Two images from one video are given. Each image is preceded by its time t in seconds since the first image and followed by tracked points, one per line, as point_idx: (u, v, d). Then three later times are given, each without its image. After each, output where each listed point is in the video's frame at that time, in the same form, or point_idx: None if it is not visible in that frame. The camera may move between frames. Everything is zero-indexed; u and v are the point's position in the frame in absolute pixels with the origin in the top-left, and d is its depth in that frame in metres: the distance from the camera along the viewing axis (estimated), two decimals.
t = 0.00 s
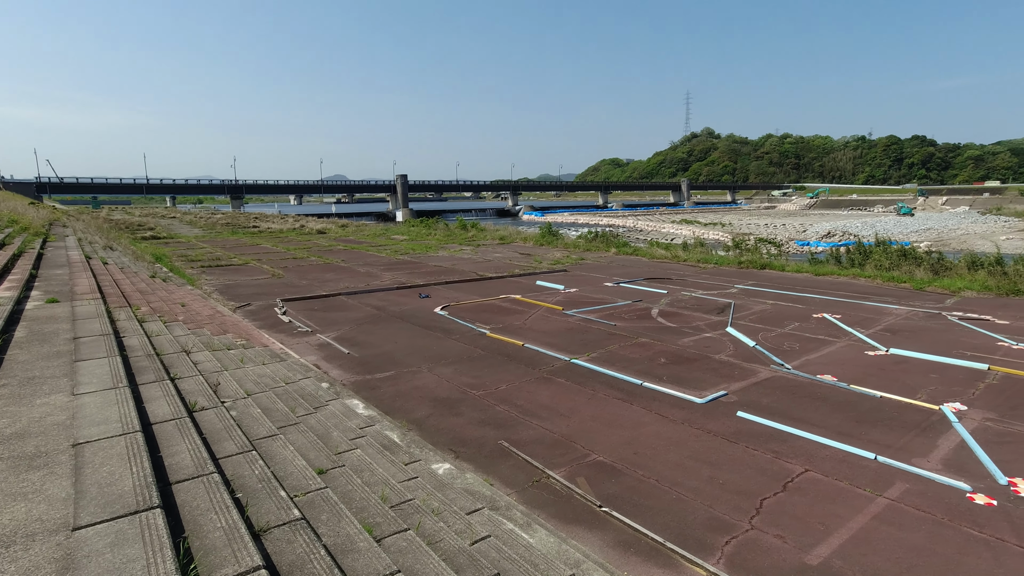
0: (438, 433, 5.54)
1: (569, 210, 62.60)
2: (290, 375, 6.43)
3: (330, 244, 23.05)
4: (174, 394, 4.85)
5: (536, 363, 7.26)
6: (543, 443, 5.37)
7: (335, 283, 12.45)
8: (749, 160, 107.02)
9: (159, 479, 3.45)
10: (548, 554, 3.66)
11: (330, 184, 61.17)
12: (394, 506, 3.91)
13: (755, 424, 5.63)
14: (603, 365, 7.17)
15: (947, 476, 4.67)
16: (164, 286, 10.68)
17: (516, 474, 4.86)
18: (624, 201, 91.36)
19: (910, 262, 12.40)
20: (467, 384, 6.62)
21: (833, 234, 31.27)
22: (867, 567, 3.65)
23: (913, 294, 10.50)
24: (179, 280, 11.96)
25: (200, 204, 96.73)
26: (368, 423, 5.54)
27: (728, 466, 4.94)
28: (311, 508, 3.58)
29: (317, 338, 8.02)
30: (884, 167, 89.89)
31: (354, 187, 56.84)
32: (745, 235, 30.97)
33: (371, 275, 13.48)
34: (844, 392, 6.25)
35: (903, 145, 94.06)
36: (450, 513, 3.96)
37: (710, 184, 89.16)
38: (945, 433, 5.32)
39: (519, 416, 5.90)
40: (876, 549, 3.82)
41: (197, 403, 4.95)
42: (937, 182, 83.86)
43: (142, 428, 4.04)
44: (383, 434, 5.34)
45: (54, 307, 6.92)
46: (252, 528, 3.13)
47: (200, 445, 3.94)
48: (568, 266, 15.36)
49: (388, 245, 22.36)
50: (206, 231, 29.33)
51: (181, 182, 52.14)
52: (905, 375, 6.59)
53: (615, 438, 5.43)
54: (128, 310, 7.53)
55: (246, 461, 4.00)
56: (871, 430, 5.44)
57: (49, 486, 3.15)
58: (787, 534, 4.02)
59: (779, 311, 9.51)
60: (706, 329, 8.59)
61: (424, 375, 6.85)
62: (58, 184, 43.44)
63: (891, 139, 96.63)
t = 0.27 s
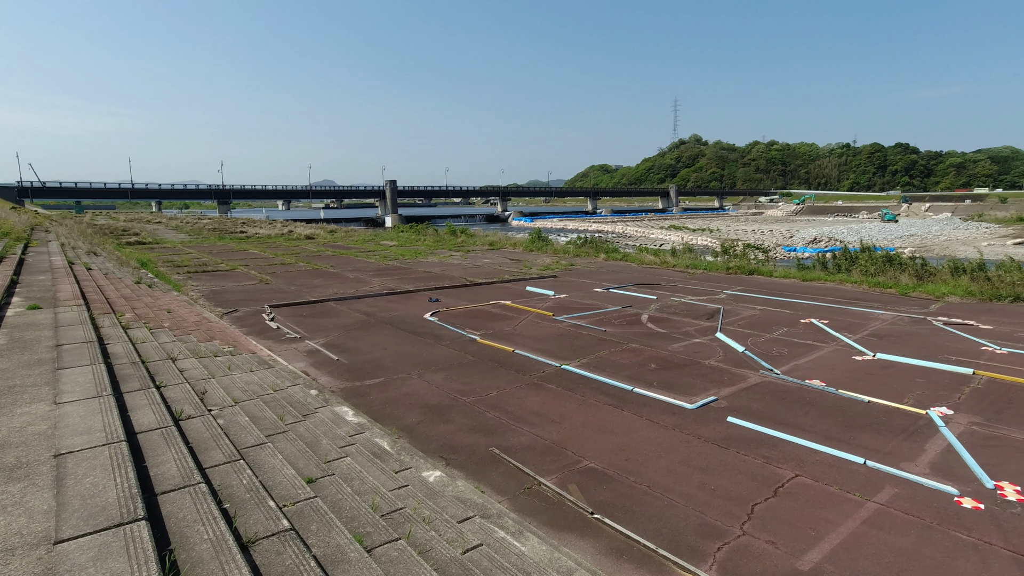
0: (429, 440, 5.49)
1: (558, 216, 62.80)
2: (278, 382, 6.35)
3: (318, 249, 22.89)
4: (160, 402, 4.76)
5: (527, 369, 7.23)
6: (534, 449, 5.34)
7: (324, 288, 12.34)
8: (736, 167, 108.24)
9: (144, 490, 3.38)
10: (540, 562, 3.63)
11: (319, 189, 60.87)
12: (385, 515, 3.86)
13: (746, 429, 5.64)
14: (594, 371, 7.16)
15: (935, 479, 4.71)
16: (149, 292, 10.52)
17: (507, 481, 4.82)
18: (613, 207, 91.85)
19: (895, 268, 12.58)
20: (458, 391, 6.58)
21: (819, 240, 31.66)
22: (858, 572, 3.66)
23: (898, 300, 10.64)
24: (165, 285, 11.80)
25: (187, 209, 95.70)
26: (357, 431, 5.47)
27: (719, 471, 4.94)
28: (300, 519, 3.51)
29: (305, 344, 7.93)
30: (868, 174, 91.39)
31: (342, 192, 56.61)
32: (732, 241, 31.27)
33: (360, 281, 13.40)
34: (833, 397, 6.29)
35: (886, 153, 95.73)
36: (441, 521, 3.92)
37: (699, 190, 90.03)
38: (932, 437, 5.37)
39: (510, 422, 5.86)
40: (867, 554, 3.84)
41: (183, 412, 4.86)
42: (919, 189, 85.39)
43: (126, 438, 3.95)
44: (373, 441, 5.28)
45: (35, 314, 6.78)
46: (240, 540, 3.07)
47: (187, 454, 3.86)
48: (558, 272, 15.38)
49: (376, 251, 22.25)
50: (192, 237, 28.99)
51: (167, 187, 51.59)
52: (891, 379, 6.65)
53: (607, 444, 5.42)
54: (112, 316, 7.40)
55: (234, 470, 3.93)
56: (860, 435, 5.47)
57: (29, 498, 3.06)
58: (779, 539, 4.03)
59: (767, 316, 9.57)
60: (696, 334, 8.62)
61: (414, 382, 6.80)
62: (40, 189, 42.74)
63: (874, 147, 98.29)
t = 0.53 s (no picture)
0: (422, 445, 5.45)
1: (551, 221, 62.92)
2: (271, 387, 6.29)
3: (311, 253, 22.80)
4: (150, 408, 4.70)
5: (520, 373, 7.21)
6: (528, 454, 5.31)
7: (317, 293, 12.27)
8: (728, 172, 108.91)
9: (133, 498, 3.34)
10: (535, 569, 3.60)
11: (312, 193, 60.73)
12: (379, 522, 3.83)
13: (740, 434, 5.64)
14: (588, 375, 7.14)
15: (928, 483, 4.72)
16: (139, 296, 10.43)
17: (501, 487, 4.79)
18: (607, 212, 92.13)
19: (886, 273, 12.66)
20: (451, 396, 6.54)
21: (810, 245, 31.86)
22: None
23: (888, 304, 10.70)
24: (155, 289, 11.69)
25: (179, 212, 95.17)
26: (350, 436, 5.43)
27: (714, 476, 4.93)
28: (292, 526, 3.50)
29: (298, 349, 7.87)
30: (858, 180, 92.20)
31: (336, 196, 56.48)
32: (724, 245, 31.44)
33: (353, 285, 13.34)
34: (826, 401, 6.30)
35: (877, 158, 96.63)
36: (435, 527, 3.89)
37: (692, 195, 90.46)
38: (925, 441, 5.38)
39: (504, 427, 5.83)
40: (862, 558, 3.83)
41: (174, 417, 4.81)
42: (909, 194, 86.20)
43: (115, 445, 3.90)
44: (367, 447, 5.24)
45: (23, 318, 6.69)
46: (232, 548, 3.04)
47: (177, 461, 3.82)
48: (551, 276, 15.38)
49: (369, 255, 22.20)
50: (183, 240, 28.81)
51: (158, 190, 51.29)
52: (884, 384, 6.67)
53: (601, 449, 5.40)
54: (101, 321, 7.32)
55: (225, 477, 3.89)
56: (853, 439, 5.48)
57: (15, 506, 3.01)
58: (774, 544, 4.01)
59: (760, 321, 9.60)
60: (689, 339, 8.63)
61: (408, 386, 6.76)
62: (29, 192, 42.38)
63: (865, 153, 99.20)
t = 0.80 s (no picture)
0: (416, 449, 5.41)
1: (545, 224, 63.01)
2: (263, 390, 6.24)
3: (303, 256, 22.71)
4: (141, 412, 4.65)
5: (514, 377, 7.19)
6: (522, 458, 5.29)
7: (309, 295, 12.21)
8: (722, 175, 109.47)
9: (123, 503, 3.30)
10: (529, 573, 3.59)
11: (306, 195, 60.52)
12: (372, 527, 3.81)
13: (734, 437, 5.63)
14: (582, 378, 7.13)
15: (921, 486, 4.72)
16: (129, 298, 10.33)
17: (495, 491, 4.76)
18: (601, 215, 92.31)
19: (877, 276, 12.73)
20: (445, 399, 6.51)
21: (801, 249, 32.04)
22: None
23: (879, 308, 10.74)
24: (145, 291, 11.59)
25: (167, 213, 94.78)
26: (343, 440, 5.39)
27: (708, 479, 4.92)
28: (286, 531, 3.49)
29: (290, 352, 7.82)
30: (850, 184, 92.84)
31: (329, 198, 56.31)
32: (716, 249, 31.58)
33: (346, 288, 13.28)
34: (819, 404, 6.31)
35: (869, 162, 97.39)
36: (429, 532, 3.87)
37: (686, 198, 90.76)
38: (917, 444, 5.40)
39: (498, 430, 5.81)
40: (856, 562, 3.83)
41: (165, 421, 4.76)
42: (901, 198, 86.85)
43: (105, 449, 3.86)
44: (360, 450, 5.21)
45: (11, 320, 6.61)
46: (224, 555, 3.02)
47: (168, 465, 3.78)
48: (544, 279, 15.37)
49: (362, 258, 22.12)
50: (174, 242, 28.61)
51: (149, 191, 50.95)
52: (876, 387, 6.69)
53: (596, 453, 5.38)
54: (91, 323, 7.24)
55: (217, 482, 3.86)
56: (847, 442, 5.49)
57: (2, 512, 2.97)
58: (768, 548, 4.01)
59: (753, 324, 9.62)
60: (683, 342, 8.64)
61: (401, 389, 6.72)
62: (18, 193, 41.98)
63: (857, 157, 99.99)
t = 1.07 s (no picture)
0: (407, 452, 5.38)
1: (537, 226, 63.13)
2: (253, 393, 6.18)
3: (294, 257, 22.58)
4: (128, 414, 4.59)
5: (506, 379, 7.17)
6: (514, 461, 5.27)
7: (300, 297, 12.14)
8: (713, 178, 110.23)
9: (110, 507, 3.27)
10: None
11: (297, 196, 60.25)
12: (364, 530, 3.79)
13: (726, 440, 5.64)
14: (574, 381, 7.12)
15: (910, 488, 4.76)
16: (117, 300, 10.21)
17: (487, 494, 4.75)
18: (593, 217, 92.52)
19: (866, 280, 12.83)
20: (436, 402, 6.48)
21: (791, 252, 32.29)
22: None
23: (868, 312, 10.82)
24: (134, 293, 11.47)
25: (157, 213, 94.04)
26: (335, 442, 5.35)
27: (700, 482, 4.93)
28: (276, 536, 3.47)
29: (281, 354, 7.76)
30: (840, 188, 93.69)
31: (321, 199, 56.10)
32: (707, 252, 31.76)
33: (338, 290, 13.22)
34: (810, 407, 6.34)
35: (859, 167, 98.35)
36: (421, 535, 3.85)
37: (678, 200, 91.17)
38: (906, 446, 5.43)
39: (490, 433, 5.79)
40: (847, 564, 3.84)
41: (153, 424, 4.71)
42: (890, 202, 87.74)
43: (92, 452, 3.81)
44: (351, 453, 5.17)
45: None
46: (213, 559, 3.00)
47: (157, 469, 3.75)
48: (537, 282, 15.38)
49: (354, 259, 22.02)
50: (162, 243, 28.39)
51: (139, 191, 50.52)
52: (865, 390, 6.73)
53: (588, 455, 5.37)
54: (77, 324, 7.15)
55: (206, 486, 3.83)
56: (837, 445, 5.51)
57: None
58: (759, 551, 4.01)
59: (744, 328, 9.65)
60: (674, 345, 8.65)
61: (393, 392, 6.68)
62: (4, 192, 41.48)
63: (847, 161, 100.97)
